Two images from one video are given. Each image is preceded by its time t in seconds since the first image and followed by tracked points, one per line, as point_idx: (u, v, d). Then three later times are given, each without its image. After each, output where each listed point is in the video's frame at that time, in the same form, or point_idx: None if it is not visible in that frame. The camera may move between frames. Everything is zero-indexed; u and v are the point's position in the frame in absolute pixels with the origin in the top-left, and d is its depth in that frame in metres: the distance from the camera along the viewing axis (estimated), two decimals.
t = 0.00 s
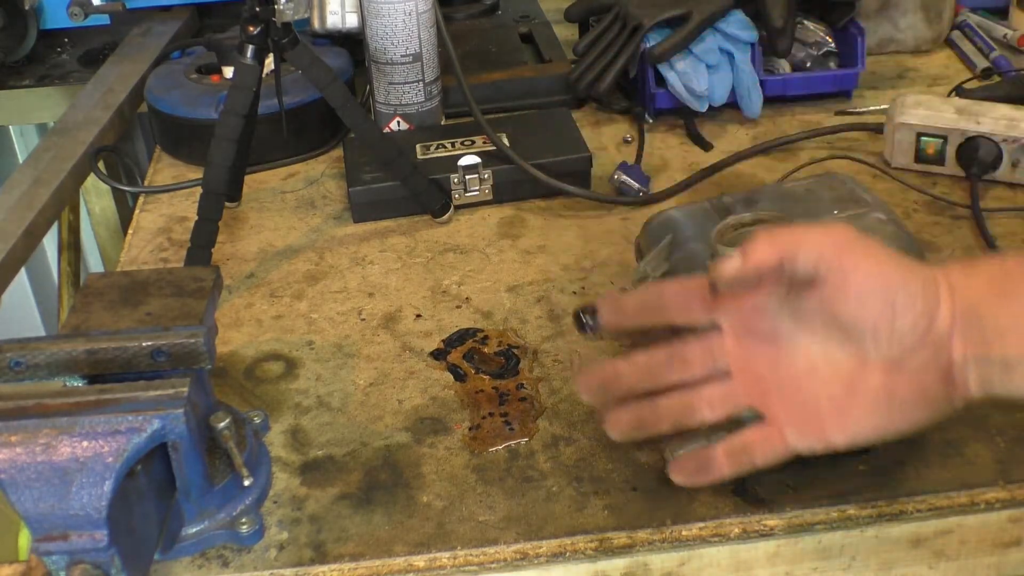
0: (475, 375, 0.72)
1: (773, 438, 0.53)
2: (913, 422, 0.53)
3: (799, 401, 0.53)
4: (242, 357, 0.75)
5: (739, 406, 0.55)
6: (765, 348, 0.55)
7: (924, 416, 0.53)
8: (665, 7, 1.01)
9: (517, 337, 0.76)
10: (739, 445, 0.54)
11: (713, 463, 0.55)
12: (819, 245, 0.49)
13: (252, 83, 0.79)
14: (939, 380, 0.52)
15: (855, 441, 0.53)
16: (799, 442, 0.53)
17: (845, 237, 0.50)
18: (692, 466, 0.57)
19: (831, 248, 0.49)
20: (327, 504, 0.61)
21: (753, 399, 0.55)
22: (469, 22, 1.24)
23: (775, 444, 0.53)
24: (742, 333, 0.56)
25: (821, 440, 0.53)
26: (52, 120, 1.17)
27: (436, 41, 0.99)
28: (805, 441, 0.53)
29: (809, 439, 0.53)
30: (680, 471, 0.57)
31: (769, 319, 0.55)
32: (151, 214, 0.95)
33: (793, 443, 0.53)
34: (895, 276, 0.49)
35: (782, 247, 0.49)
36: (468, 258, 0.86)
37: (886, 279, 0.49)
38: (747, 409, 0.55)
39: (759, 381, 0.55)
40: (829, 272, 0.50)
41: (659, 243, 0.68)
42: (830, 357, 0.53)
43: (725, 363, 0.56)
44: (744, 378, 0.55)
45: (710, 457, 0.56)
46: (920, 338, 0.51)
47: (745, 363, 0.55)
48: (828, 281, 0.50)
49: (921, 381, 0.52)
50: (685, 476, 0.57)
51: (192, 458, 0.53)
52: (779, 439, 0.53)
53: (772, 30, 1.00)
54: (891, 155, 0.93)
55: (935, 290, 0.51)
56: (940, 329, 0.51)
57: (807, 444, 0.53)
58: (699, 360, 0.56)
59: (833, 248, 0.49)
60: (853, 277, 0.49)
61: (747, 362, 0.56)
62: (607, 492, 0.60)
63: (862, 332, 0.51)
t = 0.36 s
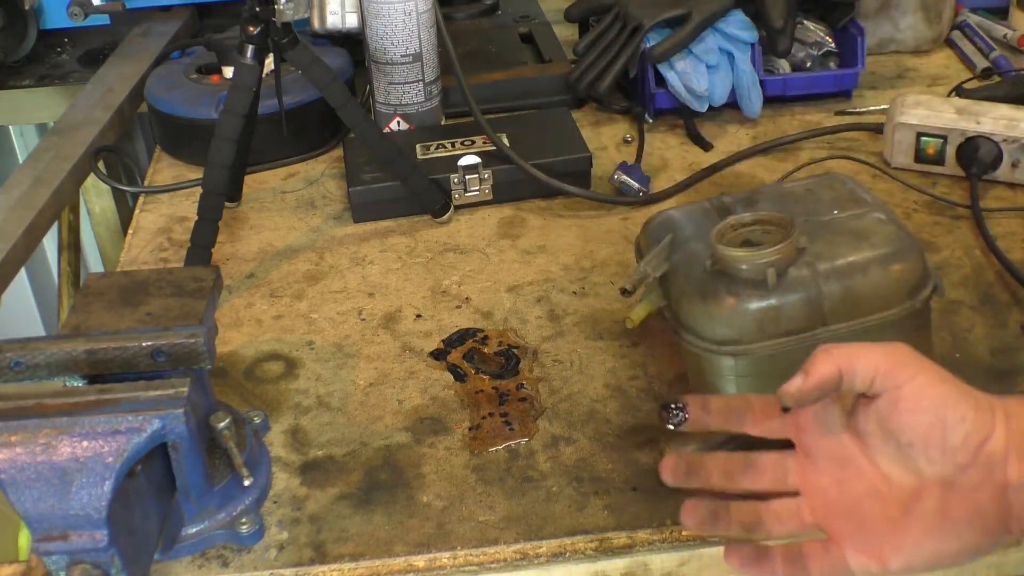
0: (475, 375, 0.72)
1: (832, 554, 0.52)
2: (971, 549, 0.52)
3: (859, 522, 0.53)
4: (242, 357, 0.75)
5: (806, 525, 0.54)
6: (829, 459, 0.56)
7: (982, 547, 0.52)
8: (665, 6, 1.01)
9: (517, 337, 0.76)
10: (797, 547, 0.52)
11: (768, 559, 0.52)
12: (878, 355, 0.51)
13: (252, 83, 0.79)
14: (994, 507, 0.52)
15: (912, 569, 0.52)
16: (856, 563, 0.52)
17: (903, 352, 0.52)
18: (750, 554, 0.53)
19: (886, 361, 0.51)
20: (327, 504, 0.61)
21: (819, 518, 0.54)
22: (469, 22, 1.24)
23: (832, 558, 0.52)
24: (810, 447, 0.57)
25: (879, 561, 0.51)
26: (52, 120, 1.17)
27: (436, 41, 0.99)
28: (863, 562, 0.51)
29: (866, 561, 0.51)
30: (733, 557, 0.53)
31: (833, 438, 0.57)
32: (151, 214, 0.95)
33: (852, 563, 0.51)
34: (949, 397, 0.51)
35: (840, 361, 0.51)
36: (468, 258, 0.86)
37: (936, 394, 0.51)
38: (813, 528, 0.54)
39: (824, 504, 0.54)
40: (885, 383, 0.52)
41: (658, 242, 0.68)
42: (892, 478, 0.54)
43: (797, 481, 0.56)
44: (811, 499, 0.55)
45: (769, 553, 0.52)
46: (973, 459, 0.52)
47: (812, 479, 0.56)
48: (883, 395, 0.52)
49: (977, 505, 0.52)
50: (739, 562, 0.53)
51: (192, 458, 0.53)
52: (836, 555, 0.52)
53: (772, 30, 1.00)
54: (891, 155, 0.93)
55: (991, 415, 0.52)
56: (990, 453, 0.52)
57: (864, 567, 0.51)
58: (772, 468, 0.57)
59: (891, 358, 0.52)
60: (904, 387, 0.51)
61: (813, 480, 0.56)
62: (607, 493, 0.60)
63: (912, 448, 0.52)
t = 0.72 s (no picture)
0: (475, 375, 0.72)
1: None
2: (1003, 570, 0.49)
3: (881, 546, 0.50)
4: (242, 357, 0.75)
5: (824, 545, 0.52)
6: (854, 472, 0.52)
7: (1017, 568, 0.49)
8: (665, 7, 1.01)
9: (517, 337, 0.76)
10: None
11: None
12: (918, 366, 0.49)
13: (252, 83, 0.79)
14: None
15: None
16: None
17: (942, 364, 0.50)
18: None
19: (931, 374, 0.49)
20: (327, 504, 0.61)
21: (841, 537, 0.52)
22: (469, 22, 1.24)
23: None
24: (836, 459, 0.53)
25: None
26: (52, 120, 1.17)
27: (436, 41, 0.99)
28: None
29: None
30: None
31: (860, 453, 0.53)
32: (151, 214, 0.95)
33: None
34: (984, 411, 0.49)
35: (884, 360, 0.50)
36: (468, 258, 0.86)
37: (970, 410, 0.49)
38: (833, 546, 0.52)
39: (846, 522, 0.52)
40: (923, 396, 0.49)
41: (658, 242, 0.68)
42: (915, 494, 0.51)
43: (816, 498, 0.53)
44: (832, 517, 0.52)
45: None
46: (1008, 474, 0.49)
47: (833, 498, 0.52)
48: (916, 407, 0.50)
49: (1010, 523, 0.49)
50: None
51: (192, 458, 0.53)
52: None
53: (772, 30, 1.00)
54: (891, 156, 0.93)
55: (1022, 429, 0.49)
56: None
57: None
58: (792, 488, 0.53)
59: (932, 372, 0.49)
60: (941, 402, 0.49)
61: (835, 496, 0.52)
62: (607, 493, 0.60)
63: (946, 464, 0.50)
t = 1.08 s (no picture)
0: (475, 375, 0.72)
1: (840, 452, 0.55)
2: (995, 448, 0.54)
3: (869, 420, 0.55)
4: (242, 357, 0.75)
5: (808, 417, 0.56)
6: (844, 343, 0.57)
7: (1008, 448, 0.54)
8: (665, 7, 1.01)
9: (517, 337, 0.76)
10: (792, 453, 0.56)
11: (761, 461, 0.57)
12: (943, 231, 0.53)
13: (252, 83, 0.79)
14: None
15: (924, 467, 0.55)
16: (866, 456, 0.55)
17: (963, 233, 0.53)
18: (740, 459, 0.58)
19: (954, 240, 0.53)
20: (327, 504, 0.61)
21: (821, 410, 0.56)
22: (469, 22, 1.24)
23: (836, 456, 0.55)
24: (830, 324, 0.58)
25: (889, 458, 0.55)
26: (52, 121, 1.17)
27: (436, 41, 0.99)
28: (871, 459, 0.55)
29: (874, 458, 0.55)
30: (721, 459, 0.59)
31: (856, 324, 0.57)
32: (151, 214, 0.95)
33: (857, 459, 0.55)
34: (1002, 287, 0.52)
35: (910, 219, 0.53)
36: (468, 258, 0.86)
37: (991, 282, 0.52)
38: (813, 419, 0.56)
39: (834, 397, 0.56)
40: (944, 261, 0.53)
41: (658, 243, 0.68)
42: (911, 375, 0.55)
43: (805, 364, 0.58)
44: (821, 388, 0.57)
45: (759, 457, 0.57)
46: (1016, 354, 0.53)
47: (819, 370, 0.57)
48: (933, 276, 0.54)
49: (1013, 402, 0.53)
50: (727, 468, 0.58)
51: (192, 458, 0.53)
52: (845, 453, 0.55)
53: (772, 30, 1.00)
54: (891, 156, 0.93)
55: None
56: None
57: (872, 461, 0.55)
58: (773, 353, 0.58)
59: (955, 238, 0.53)
60: (960, 275, 0.53)
61: (821, 367, 0.57)
62: (607, 493, 0.60)
63: (954, 340, 0.54)
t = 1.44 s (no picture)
0: (475, 375, 0.72)
1: (841, 390, 0.53)
2: (999, 392, 0.54)
3: (875, 357, 0.56)
4: (242, 357, 0.74)
5: (809, 351, 0.56)
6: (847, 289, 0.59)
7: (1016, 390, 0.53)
8: (665, 7, 1.01)
9: (517, 337, 0.76)
10: (794, 390, 0.53)
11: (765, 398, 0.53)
12: (955, 165, 0.54)
13: (252, 83, 0.79)
14: None
15: (926, 408, 0.54)
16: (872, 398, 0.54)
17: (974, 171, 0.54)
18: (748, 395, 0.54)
19: (964, 176, 0.53)
20: (327, 504, 0.61)
21: (824, 346, 0.56)
22: (469, 22, 1.24)
23: (840, 394, 0.53)
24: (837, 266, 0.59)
25: (894, 397, 0.54)
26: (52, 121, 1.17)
27: (436, 41, 0.99)
28: (876, 397, 0.54)
29: (879, 398, 0.54)
30: (722, 395, 0.55)
31: (860, 265, 0.59)
32: (151, 214, 0.95)
33: (862, 397, 0.53)
34: (1010, 228, 0.53)
35: (924, 155, 0.53)
36: (468, 258, 0.86)
37: (1001, 221, 0.53)
38: (817, 355, 0.56)
39: (841, 336, 0.57)
40: (955, 195, 0.53)
41: (658, 243, 0.69)
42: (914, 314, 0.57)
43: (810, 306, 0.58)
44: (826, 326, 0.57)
45: (762, 394, 0.53)
46: None
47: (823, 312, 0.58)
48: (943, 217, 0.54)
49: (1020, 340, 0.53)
50: (728, 405, 0.54)
51: (192, 458, 0.53)
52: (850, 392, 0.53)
53: (772, 30, 1.00)
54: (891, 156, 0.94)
55: None
56: None
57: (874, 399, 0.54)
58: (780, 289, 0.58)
59: (965, 174, 0.54)
60: (968, 215, 0.53)
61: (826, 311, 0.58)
62: (607, 493, 0.60)
63: (964, 278, 0.55)
